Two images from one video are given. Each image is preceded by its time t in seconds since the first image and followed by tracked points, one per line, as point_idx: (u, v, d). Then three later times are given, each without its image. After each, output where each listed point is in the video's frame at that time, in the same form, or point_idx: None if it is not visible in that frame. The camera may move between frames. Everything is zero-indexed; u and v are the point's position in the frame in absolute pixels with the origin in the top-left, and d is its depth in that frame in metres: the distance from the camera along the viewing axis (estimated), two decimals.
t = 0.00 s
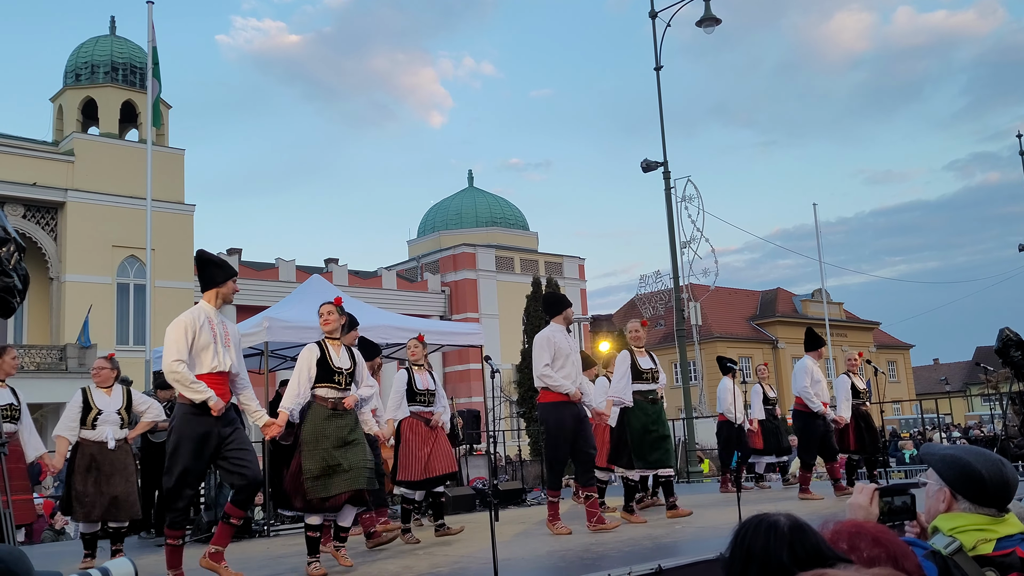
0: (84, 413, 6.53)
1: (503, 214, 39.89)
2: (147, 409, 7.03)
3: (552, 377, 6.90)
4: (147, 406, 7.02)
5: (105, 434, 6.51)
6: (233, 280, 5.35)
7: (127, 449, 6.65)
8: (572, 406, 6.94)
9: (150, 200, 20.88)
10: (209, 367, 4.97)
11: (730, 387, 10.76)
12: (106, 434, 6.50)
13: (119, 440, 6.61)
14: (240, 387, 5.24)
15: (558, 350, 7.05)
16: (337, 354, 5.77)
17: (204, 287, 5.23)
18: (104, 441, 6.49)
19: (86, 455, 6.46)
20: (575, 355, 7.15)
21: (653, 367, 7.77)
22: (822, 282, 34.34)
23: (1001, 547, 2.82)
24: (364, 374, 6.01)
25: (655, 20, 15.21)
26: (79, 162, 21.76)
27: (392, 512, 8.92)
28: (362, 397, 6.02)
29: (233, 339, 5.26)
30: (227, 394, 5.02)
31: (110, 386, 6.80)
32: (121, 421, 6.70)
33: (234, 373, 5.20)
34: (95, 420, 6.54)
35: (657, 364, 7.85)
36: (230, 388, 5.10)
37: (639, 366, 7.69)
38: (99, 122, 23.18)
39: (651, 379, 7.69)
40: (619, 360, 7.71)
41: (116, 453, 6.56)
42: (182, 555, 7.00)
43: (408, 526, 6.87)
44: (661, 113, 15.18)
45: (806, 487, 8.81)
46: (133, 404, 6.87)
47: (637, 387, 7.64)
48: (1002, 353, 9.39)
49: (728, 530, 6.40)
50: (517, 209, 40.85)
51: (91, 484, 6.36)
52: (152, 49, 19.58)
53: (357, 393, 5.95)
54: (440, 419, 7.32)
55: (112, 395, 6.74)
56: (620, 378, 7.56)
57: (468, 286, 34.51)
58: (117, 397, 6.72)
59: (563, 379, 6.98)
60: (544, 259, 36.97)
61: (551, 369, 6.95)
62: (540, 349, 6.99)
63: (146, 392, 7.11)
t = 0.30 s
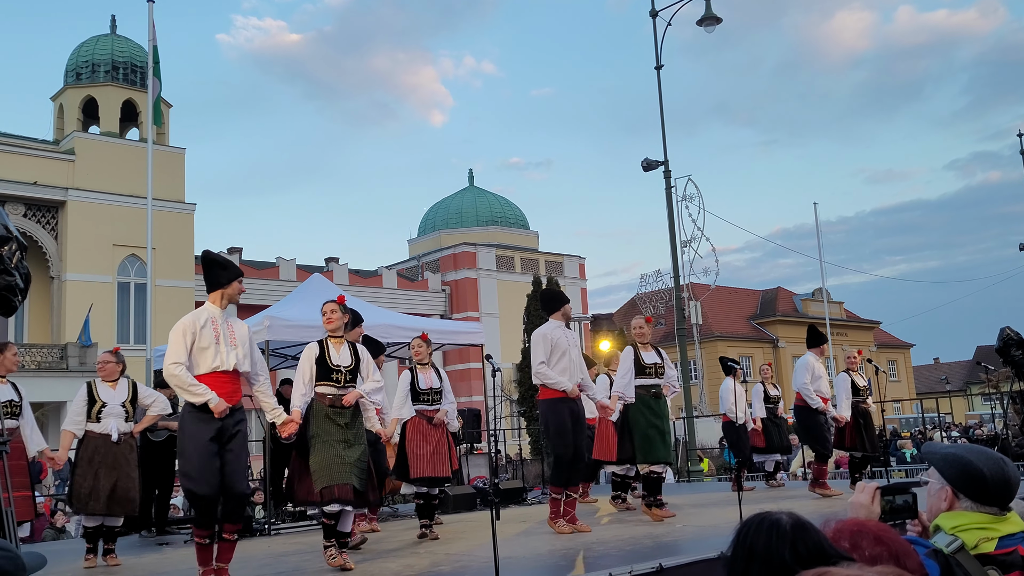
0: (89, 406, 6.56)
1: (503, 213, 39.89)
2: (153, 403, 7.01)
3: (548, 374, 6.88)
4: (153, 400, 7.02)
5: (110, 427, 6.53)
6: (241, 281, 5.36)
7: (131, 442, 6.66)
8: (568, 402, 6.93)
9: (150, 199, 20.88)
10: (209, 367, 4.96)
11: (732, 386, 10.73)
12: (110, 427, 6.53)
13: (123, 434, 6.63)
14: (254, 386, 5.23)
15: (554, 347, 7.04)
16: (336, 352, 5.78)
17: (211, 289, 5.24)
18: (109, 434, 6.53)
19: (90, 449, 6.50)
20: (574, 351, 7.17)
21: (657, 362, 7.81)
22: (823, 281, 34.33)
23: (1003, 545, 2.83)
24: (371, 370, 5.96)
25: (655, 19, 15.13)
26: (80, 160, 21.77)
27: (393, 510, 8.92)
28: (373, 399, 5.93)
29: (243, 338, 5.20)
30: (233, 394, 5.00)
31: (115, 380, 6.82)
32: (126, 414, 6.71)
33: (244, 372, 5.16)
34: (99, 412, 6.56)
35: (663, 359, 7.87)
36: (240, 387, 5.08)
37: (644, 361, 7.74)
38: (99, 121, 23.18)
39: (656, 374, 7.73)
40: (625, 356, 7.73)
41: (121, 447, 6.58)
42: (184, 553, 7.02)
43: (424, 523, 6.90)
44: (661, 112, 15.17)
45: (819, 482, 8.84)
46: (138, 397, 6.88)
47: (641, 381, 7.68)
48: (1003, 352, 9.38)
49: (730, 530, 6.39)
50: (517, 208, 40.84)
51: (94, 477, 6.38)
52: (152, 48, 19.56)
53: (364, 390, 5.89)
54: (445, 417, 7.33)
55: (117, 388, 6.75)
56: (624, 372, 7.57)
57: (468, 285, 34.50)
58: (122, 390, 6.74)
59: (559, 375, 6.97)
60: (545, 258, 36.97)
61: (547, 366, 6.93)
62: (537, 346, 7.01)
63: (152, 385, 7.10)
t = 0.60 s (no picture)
0: (93, 403, 6.56)
1: (503, 212, 39.87)
2: (156, 401, 7.02)
3: (549, 375, 6.90)
4: (155, 399, 7.03)
5: (115, 423, 6.54)
6: (241, 271, 5.37)
7: (136, 438, 6.68)
8: (570, 402, 6.92)
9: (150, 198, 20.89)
10: (216, 352, 4.96)
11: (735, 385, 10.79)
12: (115, 424, 6.54)
13: (129, 430, 6.64)
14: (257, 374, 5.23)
15: (556, 348, 7.06)
16: (340, 339, 5.74)
17: (214, 278, 5.24)
18: (115, 430, 6.54)
19: (95, 445, 6.52)
20: (576, 349, 7.17)
21: (660, 357, 7.78)
22: (823, 280, 34.35)
23: (1005, 544, 2.82)
24: (372, 357, 5.98)
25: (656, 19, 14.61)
26: (80, 159, 21.76)
27: (393, 509, 8.92)
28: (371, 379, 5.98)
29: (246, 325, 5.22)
30: (239, 378, 5.00)
31: (119, 378, 6.81)
32: (130, 411, 6.71)
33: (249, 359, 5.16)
34: (103, 409, 6.56)
35: (666, 353, 7.84)
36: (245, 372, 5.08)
37: (646, 357, 7.71)
38: (100, 120, 23.18)
39: (658, 369, 7.71)
40: (627, 351, 7.73)
41: (127, 443, 6.61)
42: (185, 552, 7.02)
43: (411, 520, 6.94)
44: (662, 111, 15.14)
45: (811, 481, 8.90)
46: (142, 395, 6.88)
47: (644, 377, 7.66)
48: (1003, 351, 9.39)
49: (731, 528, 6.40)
50: (517, 207, 40.83)
51: (99, 472, 6.43)
52: (152, 46, 19.54)
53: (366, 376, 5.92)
54: (448, 412, 7.28)
55: (121, 386, 6.76)
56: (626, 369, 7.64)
57: (469, 283, 34.51)
58: (126, 387, 6.74)
59: (560, 375, 6.96)
60: (545, 257, 36.97)
61: (548, 367, 6.95)
62: (538, 346, 7.01)
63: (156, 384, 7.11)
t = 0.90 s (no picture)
0: (102, 401, 6.61)
1: (503, 211, 39.87)
2: (167, 393, 6.89)
3: (552, 378, 6.89)
4: (166, 391, 6.88)
5: (122, 418, 6.55)
6: (254, 273, 5.38)
7: (145, 434, 6.64)
8: (572, 405, 6.94)
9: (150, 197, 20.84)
10: (228, 356, 4.98)
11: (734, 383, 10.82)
12: (123, 419, 6.54)
13: (138, 426, 6.62)
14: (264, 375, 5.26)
15: (559, 350, 7.07)
16: (346, 346, 5.76)
17: (225, 278, 5.24)
18: (122, 426, 6.53)
19: (105, 443, 6.52)
20: (580, 351, 7.17)
21: (665, 357, 7.79)
22: (823, 279, 34.34)
23: (1002, 543, 2.82)
24: (382, 362, 5.97)
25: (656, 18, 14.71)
26: (80, 157, 21.74)
27: (392, 507, 8.90)
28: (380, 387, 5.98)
29: (257, 329, 5.25)
30: (248, 383, 5.03)
31: (127, 376, 6.85)
32: (139, 406, 6.72)
33: (257, 363, 5.20)
34: (112, 406, 6.61)
35: (671, 352, 7.85)
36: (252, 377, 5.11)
37: (650, 357, 7.74)
38: (99, 118, 23.17)
39: (663, 369, 7.72)
40: (631, 352, 7.77)
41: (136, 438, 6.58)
42: (187, 550, 7.04)
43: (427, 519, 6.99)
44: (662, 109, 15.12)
45: (809, 481, 9.05)
46: (151, 390, 6.85)
47: (649, 378, 7.67)
48: (1003, 350, 9.38)
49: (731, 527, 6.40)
50: (517, 206, 40.83)
51: (109, 469, 6.44)
52: (152, 45, 19.52)
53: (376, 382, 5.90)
54: (453, 418, 7.31)
55: (129, 382, 6.81)
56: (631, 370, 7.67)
57: (468, 282, 34.51)
58: (133, 383, 6.79)
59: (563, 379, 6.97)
60: (544, 256, 36.97)
61: (551, 370, 6.95)
62: (542, 350, 7.02)
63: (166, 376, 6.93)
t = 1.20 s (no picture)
0: (106, 410, 6.57)
1: (503, 210, 39.86)
2: (172, 398, 6.87)
3: (559, 378, 6.92)
4: (170, 397, 6.86)
5: (128, 427, 6.56)
6: (262, 281, 5.39)
7: (153, 440, 6.69)
8: (579, 404, 6.94)
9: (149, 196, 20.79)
10: (246, 364, 5.04)
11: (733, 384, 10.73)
12: (129, 428, 6.55)
13: (143, 432, 6.65)
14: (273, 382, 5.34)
15: (567, 350, 7.04)
16: (363, 351, 5.79)
17: (235, 287, 5.24)
18: (128, 434, 6.55)
19: (111, 448, 6.53)
20: (585, 352, 7.16)
21: (669, 365, 7.82)
22: (823, 279, 34.33)
23: (1001, 541, 2.83)
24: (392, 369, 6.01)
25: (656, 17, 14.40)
26: (80, 156, 21.73)
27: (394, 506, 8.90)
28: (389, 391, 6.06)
29: (265, 337, 5.32)
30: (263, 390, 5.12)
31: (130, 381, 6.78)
32: (143, 413, 6.69)
33: (268, 370, 5.27)
34: (117, 414, 6.58)
35: (674, 360, 7.88)
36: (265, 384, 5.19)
37: (655, 363, 7.76)
38: (99, 118, 23.17)
39: (668, 376, 7.75)
40: (636, 358, 7.71)
41: (143, 445, 6.63)
42: (186, 549, 7.04)
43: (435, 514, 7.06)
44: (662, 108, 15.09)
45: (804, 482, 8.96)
46: (155, 395, 6.82)
47: (653, 382, 7.69)
48: (1002, 349, 9.38)
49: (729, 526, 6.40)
50: (517, 205, 40.81)
51: (118, 474, 6.44)
52: (152, 44, 19.49)
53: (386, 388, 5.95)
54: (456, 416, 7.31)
55: (132, 389, 6.73)
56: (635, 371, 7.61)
57: (468, 281, 34.51)
58: (137, 390, 6.72)
59: (571, 379, 6.99)
60: (544, 255, 36.96)
61: (559, 370, 6.96)
62: (549, 348, 7.00)
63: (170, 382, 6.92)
